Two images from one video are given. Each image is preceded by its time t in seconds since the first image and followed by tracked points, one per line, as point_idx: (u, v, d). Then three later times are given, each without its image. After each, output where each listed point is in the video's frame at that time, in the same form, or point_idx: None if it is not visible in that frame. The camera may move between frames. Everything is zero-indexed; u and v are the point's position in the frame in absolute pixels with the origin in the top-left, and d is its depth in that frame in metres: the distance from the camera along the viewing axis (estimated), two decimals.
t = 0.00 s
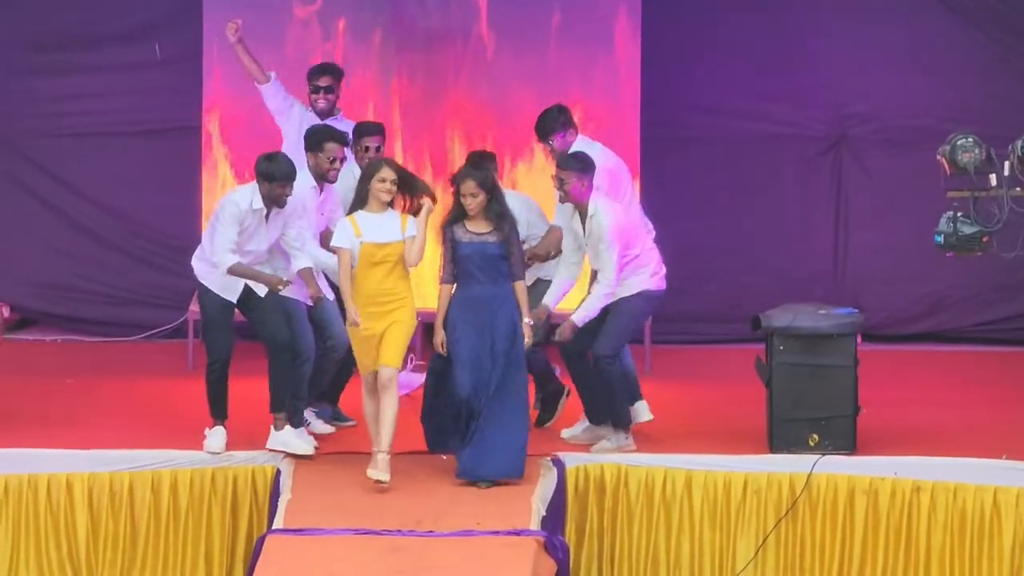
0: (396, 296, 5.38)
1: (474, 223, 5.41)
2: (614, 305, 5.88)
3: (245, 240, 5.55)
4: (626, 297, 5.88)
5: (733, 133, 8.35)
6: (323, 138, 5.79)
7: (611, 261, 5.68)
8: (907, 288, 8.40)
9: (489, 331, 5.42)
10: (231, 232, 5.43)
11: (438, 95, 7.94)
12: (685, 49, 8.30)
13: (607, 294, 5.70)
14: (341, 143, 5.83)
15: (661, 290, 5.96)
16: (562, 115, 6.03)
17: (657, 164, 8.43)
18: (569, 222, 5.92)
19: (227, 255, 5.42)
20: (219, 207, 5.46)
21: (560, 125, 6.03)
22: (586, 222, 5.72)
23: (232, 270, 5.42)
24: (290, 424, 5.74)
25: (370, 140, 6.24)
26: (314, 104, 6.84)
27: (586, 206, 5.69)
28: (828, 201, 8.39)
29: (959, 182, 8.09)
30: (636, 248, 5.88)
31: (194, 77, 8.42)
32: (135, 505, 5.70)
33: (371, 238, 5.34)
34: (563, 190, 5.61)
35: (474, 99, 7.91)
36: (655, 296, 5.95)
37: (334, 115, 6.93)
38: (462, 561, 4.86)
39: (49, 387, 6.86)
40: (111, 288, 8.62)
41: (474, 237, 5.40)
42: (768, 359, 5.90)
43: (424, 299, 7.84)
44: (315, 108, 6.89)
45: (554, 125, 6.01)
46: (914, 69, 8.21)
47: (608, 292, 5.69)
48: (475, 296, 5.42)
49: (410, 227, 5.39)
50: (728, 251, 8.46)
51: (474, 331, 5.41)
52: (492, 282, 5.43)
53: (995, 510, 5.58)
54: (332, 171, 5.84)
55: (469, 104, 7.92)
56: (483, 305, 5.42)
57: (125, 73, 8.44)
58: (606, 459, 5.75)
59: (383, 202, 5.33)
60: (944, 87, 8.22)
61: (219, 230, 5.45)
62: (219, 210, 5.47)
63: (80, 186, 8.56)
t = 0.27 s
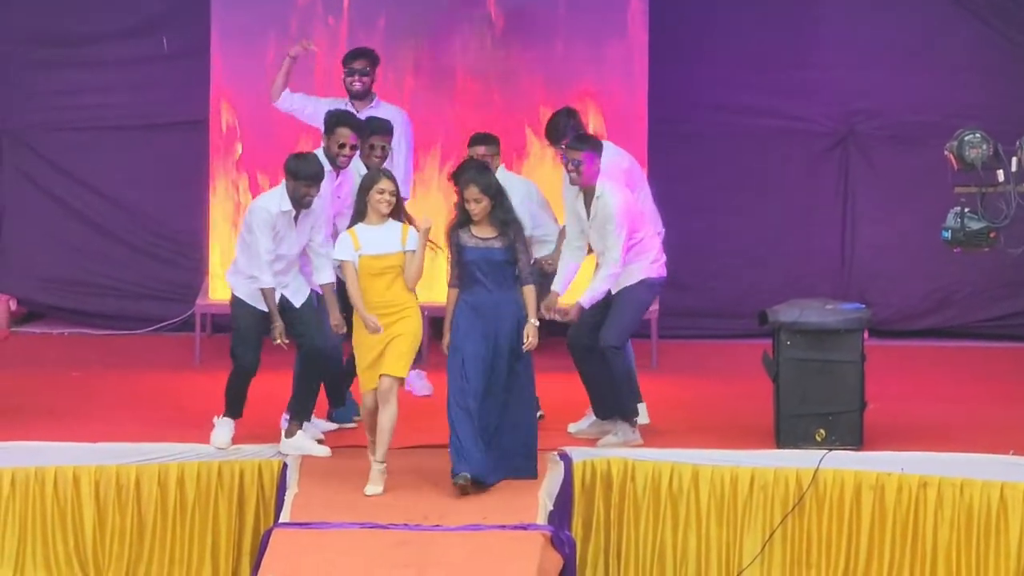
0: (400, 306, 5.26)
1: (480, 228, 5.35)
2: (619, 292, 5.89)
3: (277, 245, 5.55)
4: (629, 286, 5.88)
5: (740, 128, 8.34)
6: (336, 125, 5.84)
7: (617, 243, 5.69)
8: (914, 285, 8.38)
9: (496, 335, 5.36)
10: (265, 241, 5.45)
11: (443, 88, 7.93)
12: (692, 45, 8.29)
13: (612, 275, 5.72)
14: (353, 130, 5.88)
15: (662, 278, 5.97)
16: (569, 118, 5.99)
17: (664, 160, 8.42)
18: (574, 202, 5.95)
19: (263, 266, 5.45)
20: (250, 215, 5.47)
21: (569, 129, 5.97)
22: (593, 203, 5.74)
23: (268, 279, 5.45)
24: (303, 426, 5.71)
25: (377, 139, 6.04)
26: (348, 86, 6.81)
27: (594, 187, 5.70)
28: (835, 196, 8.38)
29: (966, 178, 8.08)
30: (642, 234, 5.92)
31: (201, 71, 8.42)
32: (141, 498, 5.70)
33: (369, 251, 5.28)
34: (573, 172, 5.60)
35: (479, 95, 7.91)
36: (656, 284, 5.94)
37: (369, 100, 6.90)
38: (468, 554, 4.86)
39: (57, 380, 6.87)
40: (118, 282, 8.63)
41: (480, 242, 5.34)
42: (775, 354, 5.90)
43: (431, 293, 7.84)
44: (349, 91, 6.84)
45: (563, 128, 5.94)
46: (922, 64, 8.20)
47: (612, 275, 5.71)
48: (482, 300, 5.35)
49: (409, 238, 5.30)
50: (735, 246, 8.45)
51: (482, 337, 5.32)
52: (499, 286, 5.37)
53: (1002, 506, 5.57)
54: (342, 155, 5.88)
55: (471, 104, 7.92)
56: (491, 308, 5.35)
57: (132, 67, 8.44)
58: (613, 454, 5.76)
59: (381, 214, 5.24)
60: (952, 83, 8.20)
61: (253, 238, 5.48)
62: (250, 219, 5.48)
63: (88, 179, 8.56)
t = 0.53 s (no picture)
0: (401, 310, 5.18)
1: (479, 229, 5.19)
2: (626, 274, 5.87)
3: (300, 241, 5.55)
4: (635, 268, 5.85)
5: (742, 126, 8.33)
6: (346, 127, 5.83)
7: (627, 212, 5.78)
8: (916, 283, 8.38)
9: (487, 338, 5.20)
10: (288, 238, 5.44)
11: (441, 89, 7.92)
12: (694, 44, 8.29)
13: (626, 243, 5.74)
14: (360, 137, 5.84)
15: (662, 254, 5.93)
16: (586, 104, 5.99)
17: (666, 159, 8.41)
18: (568, 182, 5.96)
19: (281, 262, 5.43)
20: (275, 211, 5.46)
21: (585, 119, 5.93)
22: (595, 179, 5.82)
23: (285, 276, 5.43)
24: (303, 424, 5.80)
25: (387, 145, 5.99)
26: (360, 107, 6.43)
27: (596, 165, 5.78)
28: (837, 195, 8.37)
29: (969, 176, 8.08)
30: (645, 210, 5.87)
31: (203, 71, 8.43)
32: (144, 497, 5.70)
33: (372, 247, 5.12)
34: (578, 151, 5.61)
35: (476, 97, 7.90)
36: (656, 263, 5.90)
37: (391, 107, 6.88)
38: (471, 553, 4.86)
39: (59, 380, 6.86)
40: (121, 282, 8.63)
41: (478, 244, 5.17)
42: (777, 353, 5.90)
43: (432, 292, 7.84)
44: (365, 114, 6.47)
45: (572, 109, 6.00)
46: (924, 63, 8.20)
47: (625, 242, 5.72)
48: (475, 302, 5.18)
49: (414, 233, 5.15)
50: (738, 245, 8.44)
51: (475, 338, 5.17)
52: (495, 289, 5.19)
53: (1005, 504, 5.57)
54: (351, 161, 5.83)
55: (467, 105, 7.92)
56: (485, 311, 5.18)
57: (134, 67, 8.45)
58: (616, 454, 5.77)
59: (383, 211, 5.10)
60: (954, 81, 8.20)
61: (275, 234, 5.46)
62: (275, 214, 5.47)
63: (90, 179, 8.56)
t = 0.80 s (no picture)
0: (394, 326, 5.13)
1: (474, 238, 5.13)
2: (625, 296, 5.89)
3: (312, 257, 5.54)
4: (630, 297, 5.89)
5: (740, 127, 8.33)
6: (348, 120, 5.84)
7: (620, 253, 5.72)
8: (914, 283, 8.38)
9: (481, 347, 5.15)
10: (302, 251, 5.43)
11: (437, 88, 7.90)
12: (692, 45, 8.28)
13: (618, 283, 5.72)
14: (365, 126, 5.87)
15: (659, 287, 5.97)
16: (585, 108, 6.04)
17: (664, 160, 8.41)
18: (574, 212, 5.96)
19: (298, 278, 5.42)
20: (285, 225, 5.44)
21: (584, 117, 6.02)
22: (597, 213, 5.80)
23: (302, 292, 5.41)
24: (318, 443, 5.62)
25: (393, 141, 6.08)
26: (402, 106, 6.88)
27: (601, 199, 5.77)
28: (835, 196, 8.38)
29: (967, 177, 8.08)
30: (644, 245, 5.91)
31: (201, 73, 8.43)
32: (142, 500, 5.70)
33: (372, 266, 5.08)
34: (581, 184, 5.65)
35: (470, 98, 7.91)
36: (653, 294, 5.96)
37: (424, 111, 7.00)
38: (471, 554, 4.86)
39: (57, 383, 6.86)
40: (119, 284, 8.63)
41: (474, 253, 5.12)
42: (775, 354, 5.89)
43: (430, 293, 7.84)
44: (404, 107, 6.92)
45: (577, 118, 6.01)
46: (921, 63, 8.20)
47: (615, 283, 5.71)
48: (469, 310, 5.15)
49: (415, 256, 5.11)
50: (736, 246, 8.44)
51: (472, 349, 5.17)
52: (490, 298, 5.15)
53: (1003, 504, 5.58)
54: (354, 150, 5.86)
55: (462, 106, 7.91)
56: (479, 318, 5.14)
57: (131, 69, 8.44)
58: (613, 454, 5.75)
59: (384, 233, 5.06)
60: (952, 82, 8.20)
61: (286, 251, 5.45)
62: (285, 229, 5.45)
63: (88, 182, 8.56)
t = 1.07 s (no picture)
0: (390, 331, 4.98)
1: (469, 251, 5.02)
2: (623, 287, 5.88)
3: (305, 262, 5.49)
4: (632, 285, 5.87)
5: (734, 131, 8.35)
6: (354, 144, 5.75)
7: (616, 241, 5.72)
8: (908, 286, 8.39)
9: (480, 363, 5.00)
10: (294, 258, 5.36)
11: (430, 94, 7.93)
12: (686, 48, 8.29)
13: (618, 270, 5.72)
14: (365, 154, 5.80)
15: (660, 269, 5.97)
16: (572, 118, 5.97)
17: (658, 164, 8.41)
18: (564, 205, 5.97)
19: (289, 284, 5.35)
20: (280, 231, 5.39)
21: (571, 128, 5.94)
22: (587, 205, 5.79)
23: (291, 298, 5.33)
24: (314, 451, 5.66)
25: (393, 146, 6.09)
26: (439, 95, 6.61)
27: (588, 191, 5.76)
28: (828, 199, 8.39)
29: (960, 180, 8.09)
30: (639, 230, 5.92)
31: (195, 78, 8.43)
32: (136, 505, 5.69)
33: (372, 270, 4.92)
34: (570, 175, 5.63)
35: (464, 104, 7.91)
36: (654, 279, 5.95)
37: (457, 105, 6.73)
38: (466, 558, 4.86)
39: (51, 389, 6.85)
40: (113, 289, 8.63)
41: (470, 266, 5.00)
42: (768, 357, 5.91)
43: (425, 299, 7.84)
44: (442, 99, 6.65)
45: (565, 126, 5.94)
46: (914, 66, 8.22)
47: (617, 268, 5.70)
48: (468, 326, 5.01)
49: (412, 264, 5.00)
50: (730, 250, 8.45)
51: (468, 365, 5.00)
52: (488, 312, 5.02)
53: (997, 506, 5.58)
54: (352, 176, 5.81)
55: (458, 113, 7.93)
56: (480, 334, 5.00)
57: (125, 75, 8.44)
58: (607, 458, 5.74)
59: (383, 240, 4.93)
60: (945, 85, 8.22)
61: (280, 253, 5.38)
62: (280, 235, 5.39)
63: (82, 188, 8.56)
